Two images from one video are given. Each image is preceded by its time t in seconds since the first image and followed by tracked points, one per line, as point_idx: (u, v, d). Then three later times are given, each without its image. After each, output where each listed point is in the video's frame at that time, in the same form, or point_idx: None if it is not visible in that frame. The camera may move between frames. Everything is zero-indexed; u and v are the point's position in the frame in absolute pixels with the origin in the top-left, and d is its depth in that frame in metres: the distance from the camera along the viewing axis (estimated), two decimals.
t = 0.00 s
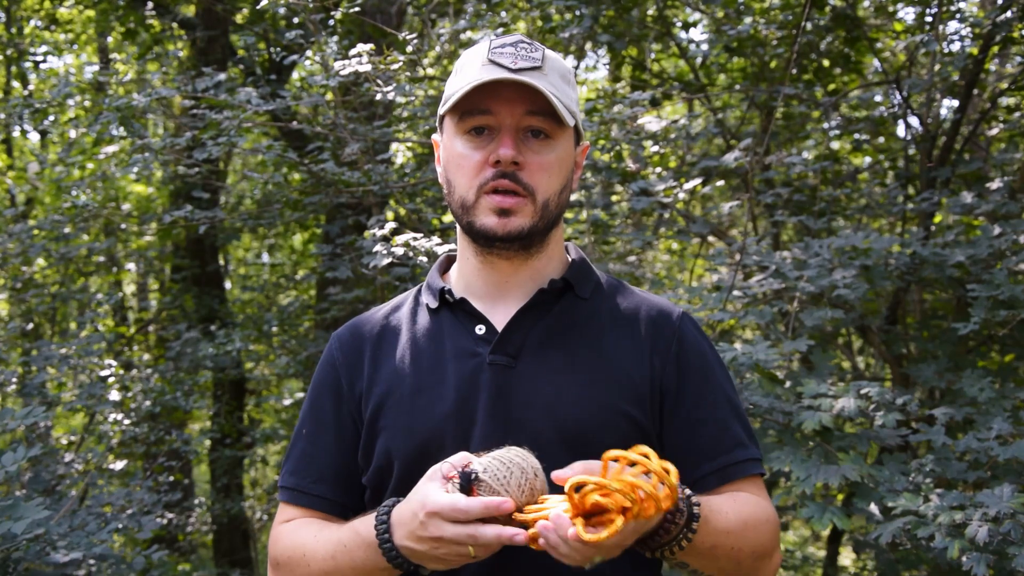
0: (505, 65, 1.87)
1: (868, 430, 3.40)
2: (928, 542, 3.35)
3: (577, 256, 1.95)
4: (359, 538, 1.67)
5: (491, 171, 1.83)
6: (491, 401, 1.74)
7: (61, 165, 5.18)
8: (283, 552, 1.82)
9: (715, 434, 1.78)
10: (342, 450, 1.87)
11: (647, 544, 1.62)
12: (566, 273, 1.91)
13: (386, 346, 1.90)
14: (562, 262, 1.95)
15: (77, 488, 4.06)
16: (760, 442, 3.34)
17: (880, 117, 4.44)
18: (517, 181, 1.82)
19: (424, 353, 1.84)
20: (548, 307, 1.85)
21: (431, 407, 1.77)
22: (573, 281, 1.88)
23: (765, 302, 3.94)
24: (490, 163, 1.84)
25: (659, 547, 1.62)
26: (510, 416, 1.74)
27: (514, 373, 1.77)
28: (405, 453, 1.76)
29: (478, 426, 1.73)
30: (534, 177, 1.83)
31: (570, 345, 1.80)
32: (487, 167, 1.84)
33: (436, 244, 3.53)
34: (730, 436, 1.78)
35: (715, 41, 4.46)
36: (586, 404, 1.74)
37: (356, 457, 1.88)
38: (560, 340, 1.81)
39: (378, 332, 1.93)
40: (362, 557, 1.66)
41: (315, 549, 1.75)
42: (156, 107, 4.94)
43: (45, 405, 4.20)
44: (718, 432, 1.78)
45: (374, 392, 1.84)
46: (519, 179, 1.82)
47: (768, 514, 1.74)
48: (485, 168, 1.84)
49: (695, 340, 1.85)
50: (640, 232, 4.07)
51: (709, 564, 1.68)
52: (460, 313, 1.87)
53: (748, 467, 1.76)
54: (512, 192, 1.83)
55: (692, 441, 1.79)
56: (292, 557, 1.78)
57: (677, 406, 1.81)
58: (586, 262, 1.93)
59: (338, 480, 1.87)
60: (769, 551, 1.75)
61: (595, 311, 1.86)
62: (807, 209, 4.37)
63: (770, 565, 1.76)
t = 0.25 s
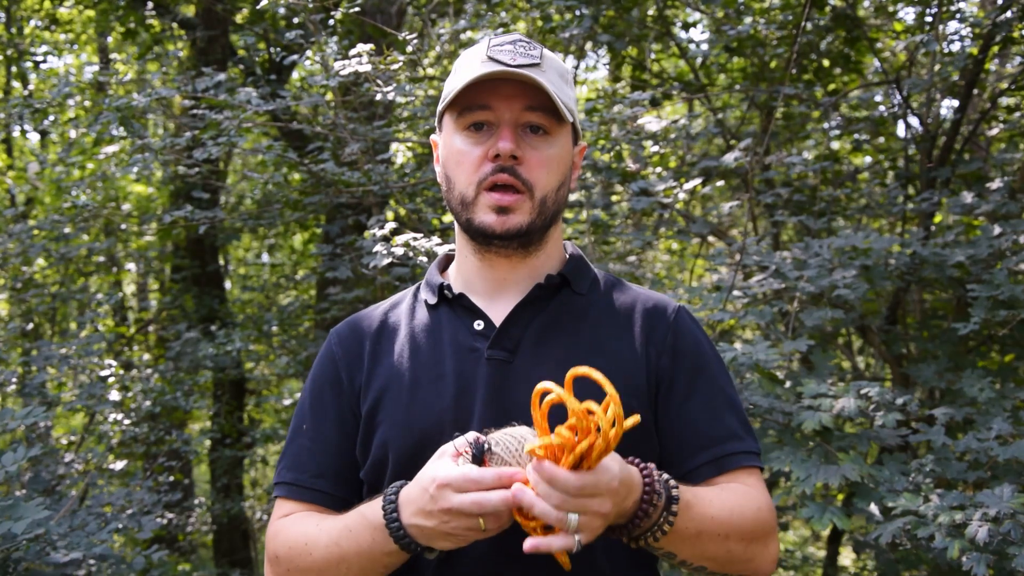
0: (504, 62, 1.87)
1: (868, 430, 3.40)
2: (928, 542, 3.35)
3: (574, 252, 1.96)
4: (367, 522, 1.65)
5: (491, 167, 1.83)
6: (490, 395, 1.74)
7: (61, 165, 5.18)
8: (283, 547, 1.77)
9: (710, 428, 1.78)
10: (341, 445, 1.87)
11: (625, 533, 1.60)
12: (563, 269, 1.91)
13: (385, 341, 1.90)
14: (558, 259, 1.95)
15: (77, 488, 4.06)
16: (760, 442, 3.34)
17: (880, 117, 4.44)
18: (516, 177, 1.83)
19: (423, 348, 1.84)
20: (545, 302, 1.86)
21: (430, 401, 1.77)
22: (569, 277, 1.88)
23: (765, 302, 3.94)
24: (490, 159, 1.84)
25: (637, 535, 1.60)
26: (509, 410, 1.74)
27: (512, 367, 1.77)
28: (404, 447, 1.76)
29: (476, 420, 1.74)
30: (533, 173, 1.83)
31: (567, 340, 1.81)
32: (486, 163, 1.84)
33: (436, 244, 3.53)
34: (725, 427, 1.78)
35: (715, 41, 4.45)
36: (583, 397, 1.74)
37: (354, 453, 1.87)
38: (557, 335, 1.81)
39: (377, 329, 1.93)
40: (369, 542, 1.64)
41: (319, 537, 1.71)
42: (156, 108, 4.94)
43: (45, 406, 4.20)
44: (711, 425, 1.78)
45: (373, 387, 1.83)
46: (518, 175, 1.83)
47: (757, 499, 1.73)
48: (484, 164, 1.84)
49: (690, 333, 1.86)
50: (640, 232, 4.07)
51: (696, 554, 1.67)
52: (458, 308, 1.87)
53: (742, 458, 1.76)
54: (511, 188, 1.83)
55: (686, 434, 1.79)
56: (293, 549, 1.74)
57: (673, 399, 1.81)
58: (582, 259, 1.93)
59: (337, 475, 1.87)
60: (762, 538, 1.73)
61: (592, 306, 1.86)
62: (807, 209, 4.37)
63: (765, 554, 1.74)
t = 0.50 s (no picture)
0: (504, 63, 1.87)
1: (868, 430, 3.40)
2: (928, 542, 3.34)
3: (571, 252, 1.96)
4: (346, 530, 1.64)
5: (491, 167, 1.83)
6: (486, 395, 1.74)
7: (61, 165, 5.18)
8: (275, 552, 1.80)
9: (707, 425, 1.78)
10: (337, 447, 1.88)
11: (651, 487, 1.57)
12: (562, 269, 1.91)
13: (382, 343, 1.90)
14: (557, 259, 1.95)
15: (77, 488, 4.06)
16: (760, 442, 3.34)
17: (880, 117, 4.44)
18: (515, 177, 1.82)
19: (419, 349, 1.84)
20: (542, 301, 1.86)
21: (426, 402, 1.77)
22: (568, 277, 1.88)
23: (765, 302, 3.93)
24: (490, 159, 1.84)
25: (664, 491, 1.57)
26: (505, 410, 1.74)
27: (509, 367, 1.77)
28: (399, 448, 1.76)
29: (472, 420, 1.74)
30: (533, 173, 1.83)
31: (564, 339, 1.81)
32: (487, 163, 1.84)
33: (436, 244, 3.53)
34: (722, 423, 1.78)
35: (715, 41, 4.45)
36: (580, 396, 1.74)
37: (351, 455, 1.88)
38: (554, 334, 1.82)
39: (374, 330, 1.93)
40: (349, 550, 1.63)
41: (305, 546, 1.72)
42: (156, 108, 4.94)
43: (45, 406, 4.20)
44: (708, 420, 1.78)
45: (369, 388, 1.84)
46: (517, 175, 1.82)
47: (766, 485, 1.72)
48: (484, 164, 1.84)
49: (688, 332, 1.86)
50: (640, 232, 4.07)
51: (712, 525, 1.65)
52: (455, 309, 1.87)
53: (740, 453, 1.76)
54: (511, 187, 1.83)
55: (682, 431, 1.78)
56: (282, 556, 1.76)
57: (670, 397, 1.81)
58: (581, 259, 1.93)
59: (333, 478, 1.88)
60: (769, 524, 1.73)
61: (589, 306, 1.87)
62: (807, 209, 4.37)
63: (768, 543, 1.74)
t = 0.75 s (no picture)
0: (501, 64, 1.87)
1: (868, 429, 3.40)
2: (928, 542, 3.34)
3: (570, 251, 1.96)
4: (336, 543, 1.66)
5: (488, 167, 1.83)
6: (484, 397, 1.75)
7: (61, 165, 5.18)
8: (277, 554, 1.83)
9: (708, 426, 1.78)
10: (336, 449, 1.89)
11: (653, 483, 1.58)
12: (560, 269, 1.91)
13: (380, 344, 1.90)
14: (555, 259, 1.95)
15: (77, 488, 4.06)
16: (760, 442, 3.34)
17: (880, 117, 4.44)
18: (513, 177, 1.82)
19: (416, 351, 1.84)
20: (540, 301, 1.85)
21: (423, 404, 1.77)
22: (566, 277, 1.88)
23: (765, 302, 3.94)
24: (487, 159, 1.84)
25: (665, 488, 1.58)
26: (502, 411, 1.74)
27: (507, 368, 1.77)
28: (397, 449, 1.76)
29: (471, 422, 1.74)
30: (530, 173, 1.83)
31: (562, 340, 1.81)
32: (484, 163, 1.84)
33: (436, 244, 3.53)
34: (723, 424, 1.78)
35: (715, 41, 4.45)
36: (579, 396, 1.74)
37: (350, 456, 1.89)
38: (552, 335, 1.81)
39: (373, 331, 1.94)
40: (341, 564, 1.65)
41: (300, 553, 1.75)
42: (156, 108, 4.94)
43: (45, 406, 4.19)
44: (708, 421, 1.78)
45: (367, 389, 1.84)
46: (515, 175, 1.82)
47: (767, 490, 1.72)
48: (481, 164, 1.84)
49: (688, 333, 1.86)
50: (640, 232, 4.07)
51: (711, 525, 1.65)
52: (453, 309, 1.88)
53: (740, 455, 1.75)
54: (509, 187, 1.82)
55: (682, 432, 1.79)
56: (280, 561, 1.79)
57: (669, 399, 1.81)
58: (580, 259, 1.93)
59: (333, 479, 1.89)
60: (767, 530, 1.72)
61: (588, 306, 1.86)
62: (807, 209, 4.37)
63: (765, 547, 1.74)
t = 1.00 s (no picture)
0: (501, 63, 1.87)
1: (868, 430, 3.40)
2: (928, 542, 3.35)
3: (571, 252, 1.95)
4: (335, 544, 1.67)
5: (488, 167, 1.83)
6: (485, 397, 1.75)
7: (61, 165, 5.17)
8: (277, 554, 1.83)
9: (710, 429, 1.78)
10: (336, 449, 1.89)
11: (655, 493, 1.59)
12: (561, 270, 1.91)
13: (381, 344, 1.90)
14: (556, 259, 1.95)
15: (77, 488, 4.06)
16: (760, 442, 3.35)
17: (880, 117, 4.44)
18: (513, 177, 1.82)
19: (417, 351, 1.84)
20: (542, 302, 1.85)
21: (424, 404, 1.77)
22: (567, 277, 1.88)
23: (765, 302, 3.94)
24: (487, 159, 1.84)
25: (667, 498, 1.59)
26: (503, 411, 1.74)
27: (508, 369, 1.77)
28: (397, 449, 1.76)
29: (471, 422, 1.74)
30: (531, 174, 1.83)
31: (564, 341, 1.81)
32: (484, 164, 1.84)
33: (436, 244, 3.53)
34: (726, 427, 1.78)
35: (715, 41, 4.45)
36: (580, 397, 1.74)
37: (350, 456, 1.89)
38: (553, 336, 1.81)
39: (374, 331, 1.94)
40: (340, 565, 1.66)
41: (299, 554, 1.76)
42: (156, 107, 4.94)
43: (45, 406, 4.19)
44: (710, 424, 1.78)
45: (368, 389, 1.84)
46: (515, 176, 1.82)
47: (769, 496, 1.72)
48: (481, 164, 1.84)
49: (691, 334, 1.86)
50: (640, 232, 4.07)
51: (713, 533, 1.66)
52: (454, 310, 1.87)
53: (743, 458, 1.75)
54: (509, 187, 1.82)
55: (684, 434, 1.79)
56: (279, 562, 1.80)
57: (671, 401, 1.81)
58: (581, 259, 1.93)
59: (334, 479, 1.89)
60: (769, 536, 1.72)
61: (589, 307, 1.86)
62: (807, 209, 4.38)
63: (768, 552, 1.74)
